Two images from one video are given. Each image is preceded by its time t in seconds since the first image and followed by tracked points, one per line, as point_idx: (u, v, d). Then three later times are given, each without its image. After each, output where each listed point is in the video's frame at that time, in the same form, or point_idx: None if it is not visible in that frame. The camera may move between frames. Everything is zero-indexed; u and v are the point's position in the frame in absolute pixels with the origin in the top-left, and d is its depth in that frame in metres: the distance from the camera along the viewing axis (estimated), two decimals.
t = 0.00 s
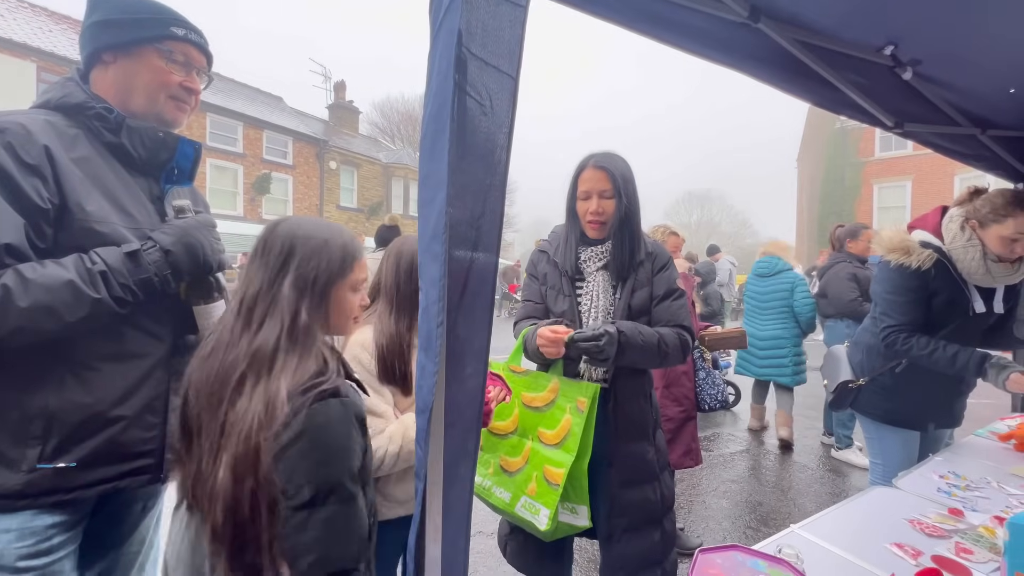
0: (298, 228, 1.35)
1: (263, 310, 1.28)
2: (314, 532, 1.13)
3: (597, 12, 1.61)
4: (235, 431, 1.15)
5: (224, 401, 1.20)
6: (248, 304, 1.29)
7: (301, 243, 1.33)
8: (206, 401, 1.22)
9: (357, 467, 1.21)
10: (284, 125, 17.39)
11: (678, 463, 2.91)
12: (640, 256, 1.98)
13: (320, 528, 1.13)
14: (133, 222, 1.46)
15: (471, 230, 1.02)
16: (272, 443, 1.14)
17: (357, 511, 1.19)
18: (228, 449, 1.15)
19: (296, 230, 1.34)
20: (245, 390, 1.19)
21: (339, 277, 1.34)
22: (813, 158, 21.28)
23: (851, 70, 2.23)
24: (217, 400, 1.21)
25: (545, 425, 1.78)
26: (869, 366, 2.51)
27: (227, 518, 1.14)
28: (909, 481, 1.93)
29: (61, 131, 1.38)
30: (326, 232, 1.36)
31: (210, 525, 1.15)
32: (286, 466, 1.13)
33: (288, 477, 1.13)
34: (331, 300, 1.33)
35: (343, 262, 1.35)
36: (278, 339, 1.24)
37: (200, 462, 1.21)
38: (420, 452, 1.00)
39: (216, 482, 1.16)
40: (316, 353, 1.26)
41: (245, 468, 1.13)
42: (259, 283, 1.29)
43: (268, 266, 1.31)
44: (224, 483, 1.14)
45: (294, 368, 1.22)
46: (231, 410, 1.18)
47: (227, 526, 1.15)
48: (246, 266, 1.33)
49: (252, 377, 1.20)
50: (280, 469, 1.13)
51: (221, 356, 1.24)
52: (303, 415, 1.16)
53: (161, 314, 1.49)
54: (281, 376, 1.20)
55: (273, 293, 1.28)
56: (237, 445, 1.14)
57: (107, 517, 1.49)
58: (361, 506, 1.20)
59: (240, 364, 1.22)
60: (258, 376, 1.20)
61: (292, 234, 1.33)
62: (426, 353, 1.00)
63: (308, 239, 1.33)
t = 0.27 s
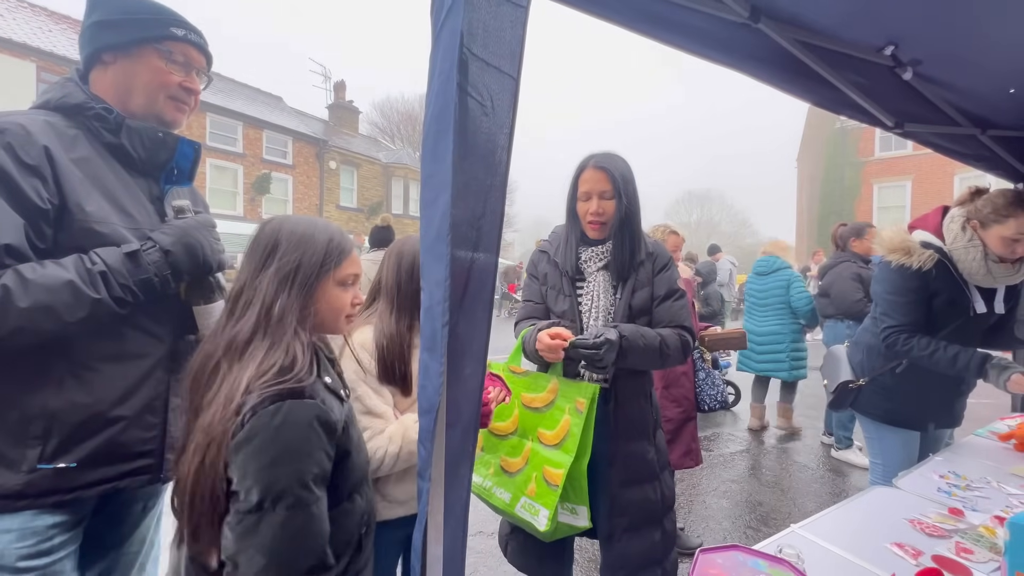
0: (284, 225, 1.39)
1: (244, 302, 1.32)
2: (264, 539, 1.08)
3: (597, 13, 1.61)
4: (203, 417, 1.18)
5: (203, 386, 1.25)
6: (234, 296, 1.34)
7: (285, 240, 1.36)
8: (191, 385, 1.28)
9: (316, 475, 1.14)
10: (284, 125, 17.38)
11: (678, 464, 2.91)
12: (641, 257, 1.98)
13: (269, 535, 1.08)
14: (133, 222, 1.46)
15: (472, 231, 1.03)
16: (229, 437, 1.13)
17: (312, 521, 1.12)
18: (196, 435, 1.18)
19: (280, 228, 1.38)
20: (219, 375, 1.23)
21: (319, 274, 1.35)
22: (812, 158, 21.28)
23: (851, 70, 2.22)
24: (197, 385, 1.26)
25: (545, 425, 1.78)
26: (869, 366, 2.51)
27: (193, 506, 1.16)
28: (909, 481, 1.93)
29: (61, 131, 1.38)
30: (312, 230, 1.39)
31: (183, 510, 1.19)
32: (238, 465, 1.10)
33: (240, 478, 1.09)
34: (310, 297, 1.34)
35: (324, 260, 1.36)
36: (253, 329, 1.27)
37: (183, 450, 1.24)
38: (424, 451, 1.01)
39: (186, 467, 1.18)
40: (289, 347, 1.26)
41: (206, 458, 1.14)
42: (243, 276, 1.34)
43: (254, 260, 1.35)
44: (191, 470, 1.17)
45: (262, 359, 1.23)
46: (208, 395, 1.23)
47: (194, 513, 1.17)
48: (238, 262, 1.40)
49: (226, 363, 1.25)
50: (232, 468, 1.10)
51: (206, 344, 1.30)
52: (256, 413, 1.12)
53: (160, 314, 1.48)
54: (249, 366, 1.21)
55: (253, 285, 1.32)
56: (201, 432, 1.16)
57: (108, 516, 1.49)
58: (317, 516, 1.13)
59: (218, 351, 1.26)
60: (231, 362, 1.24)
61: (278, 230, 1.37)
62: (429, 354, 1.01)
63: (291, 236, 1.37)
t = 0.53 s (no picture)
0: (285, 224, 1.38)
1: (242, 301, 1.31)
2: (254, 540, 1.08)
3: (598, 11, 1.61)
4: (198, 416, 1.17)
5: (199, 385, 1.24)
6: (232, 295, 1.33)
7: (283, 239, 1.35)
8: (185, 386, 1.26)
9: (310, 477, 1.13)
10: (283, 124, 17.35)
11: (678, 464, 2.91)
12: (641, 256, 1.98)
13: (259, 536, 1.08)
14: (131, 221, 1.46)
15: (472, 230, 1.02)
16: (224, 436, 1.13)
17: (304, 523, 1.12)
18: (191, 434, 1.17)
19: (279, 226, 1.36)
20: (216, 375, 1.23)
21: (317, 273, 1.35)
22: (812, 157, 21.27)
23: (852, 69, 2.22)
24: (192, 385, 1.26)
25: (544, 425, 1.78)
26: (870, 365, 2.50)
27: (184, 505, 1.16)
28: (909, 480, 1.92)
29: (58, 130, 1.37)
30: (310, 229, 1.39)
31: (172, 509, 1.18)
32: (231, 465, 1.09)
33: (233, 477, 1.09)
34: (309, 297, 1.34)
35: (322, 259, 1.36)
36: (252, 328, 1.27)
37: (175, 448, 1.23)
38: (423, 450, 1.01)
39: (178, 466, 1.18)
40: (289, 346, 1.26)
41: (199, 456, 1.14)
42: (242, 275, 1.33)
43: (252, 259, 1.34)
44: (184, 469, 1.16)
45: (262, 359, 1.22)
46: (204, 394, 1.22)
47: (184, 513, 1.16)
48: (236, 260, 1.39)
49: (224, 363, 1.24)
50: (225, 467, 1.10)
51: (203, 344, 1.29)
52: (252, 412, 1.12)
53: (159, 313, 1.48)
54: (248, 365, 1.21)
55: (252, 284, 1.31)
56: (196, 431, 1.16)
57: (106, 515, 1.49)
58: (308, 518, 1.12)
59: (216, 351, 1.26)
60: (230, 361, 1.23)
61: (276, 228, 1.36)
62: (429, 353, 1.01)
63: (289, 235, 1.36)
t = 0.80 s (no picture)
0: (285, 223, 1.37)
1: (243, 300, 1.30)
2: (261, 537, 1.08)
3: (596, 9, 1.60)
4: (200, 415, 1.17)
5: (200, 385, 1.24)
6: (232, 295, 1.33)
7: (283, 237, 1.35)
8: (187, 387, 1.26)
9: (314, 473, 1.13)
10: (281, 123, 17.30)
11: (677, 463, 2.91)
12: (640, 255, 1.98)
13: (266, 533, 1.08)
14: (126, 219, 1.45)
15: (470, 229, 1.02)
16: (227, 434, 1.12)
17: (310, 519, 1.12)
18: (194, 434, 1.17)
19: (278, 224, 1.36)
20: (218, 374, 1.22)
21: (317, 271, 1.35)
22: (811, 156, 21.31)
23: (850, 68, 2.22)
24: (193, 385, 1.25)
25: (542, 425, 1.78)
26: (868, 364, 2.51)
27: (189, 505, 1.16)
28: (905, 478, 1.93)
29: (53, 128, 1.37)
30: (310, 227, 1.38)
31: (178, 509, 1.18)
32: (235, 463, 1.09)
33: (237, 475, 1.09)
34: (310, 295, 1.33)
35: (323, 257, 1.35)
36: (254, 327, 1.26)
37: (178, 450, 1.23)
38: (421, 448, 1.01)
39: (182, 465, 1.18)
40: (290, 345, 1.25)
41: (204, 455, 1.14)
42: (242, 274, 1.32)
43: (252, 258, 1.34)
44: (188, 469, 1.16)
45: (264, 357, 1.22)
46: (206, 393, 1.22)
47: (189, 512, 1.16)
48: (235, 259, 1.38)
49: (226, 362, 1.23)
50: (228, 466, 1.10)
51: (204, 344, 1.29)
52: (255, 409, 1.12)
53: (155, 312, 1.48)
54: (249, 364, 1.21)
55: (253, 283, 1.30)
56: (199, 431, 1.16)
57: (103, 514, 1.49)
58: (314, 514, 1.12)
59: (217, 350, 1.25)
60: (231, 360, 1.23)
61: (276, 227, 1.35)
62: (425, 352, 1.01)
63: (289, 234, 1.35)
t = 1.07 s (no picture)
0: (291, 222, 1.37)
1: (252, 299, 1.29)
2: (281, 532, 1.08)
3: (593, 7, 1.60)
4: (213, 415, 1.16)
5: (210, 385, 1.22)
6: (240, 294, 1.31)
7: (290, 236, 1.34)
8: (194, 388, 1.24)
9: (331, 468, 1.14)
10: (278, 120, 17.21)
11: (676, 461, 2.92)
12: (638, 253, 1.98)
13: (287, 528, 1.09)
14: (120, 217, 1.44)
15: (467, 227, 1.02)
16: (244, 432, 1.12)
17: (329, 513, 1.13)
18: (208, 433, 1.16)
19: (285, 223, 1.35)
20: (229, 374, 1.21)
21: (325, 270, 1.34)
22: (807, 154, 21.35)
23: (847, 66, 2.22)
24: (201, 386, 1.24)
25: (539, 426, 1.78)
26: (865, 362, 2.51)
27: (203, 505, 1.15)
28: (901, 475, 1.94)
29: (46, 125, 1.35)
30: (316, 226, 1.38)
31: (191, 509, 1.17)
32: (254, 460, 1.09)
33: (256, 472, 1.09)
34: (318, 293, 1.33)
35: (331, 255, 1.35)
36: (264, 326, 1.25)
37: (188, 450, 1.22)
38: (419, 446, 1.01)
39: (195, 465, 1.17)
40: (301, 343, 1.25)
41: (220, 454, 1.13)
42: (250, 273, 1.31)
43: (259, 258, 1.33)
44: (201, 469, 1.15)
45: (276, 355, 1.21)
46: (217, 393, 1.21)
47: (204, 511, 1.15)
48: (240, 259, 1.37)
49: (237, 362, 1.22)
50: (247, 462, 1.10)
51: (212, 344, 1.27)
52: (272, 407, 1.12)
53: (151, 311, 1.47)
54: (261, 363, 1.20)
55: (261, 282, 1.29)
56: (212, 430, 1.15)
57: (99, 513, 1.48)
58: (332, 508, 1.14)
59: (227, 350, 1.24)
60: (242, 360, 1.22)
61: (283, 226, 1.35)
62: (423, 350, 1.00)
63: (296, 232, 1.35)
